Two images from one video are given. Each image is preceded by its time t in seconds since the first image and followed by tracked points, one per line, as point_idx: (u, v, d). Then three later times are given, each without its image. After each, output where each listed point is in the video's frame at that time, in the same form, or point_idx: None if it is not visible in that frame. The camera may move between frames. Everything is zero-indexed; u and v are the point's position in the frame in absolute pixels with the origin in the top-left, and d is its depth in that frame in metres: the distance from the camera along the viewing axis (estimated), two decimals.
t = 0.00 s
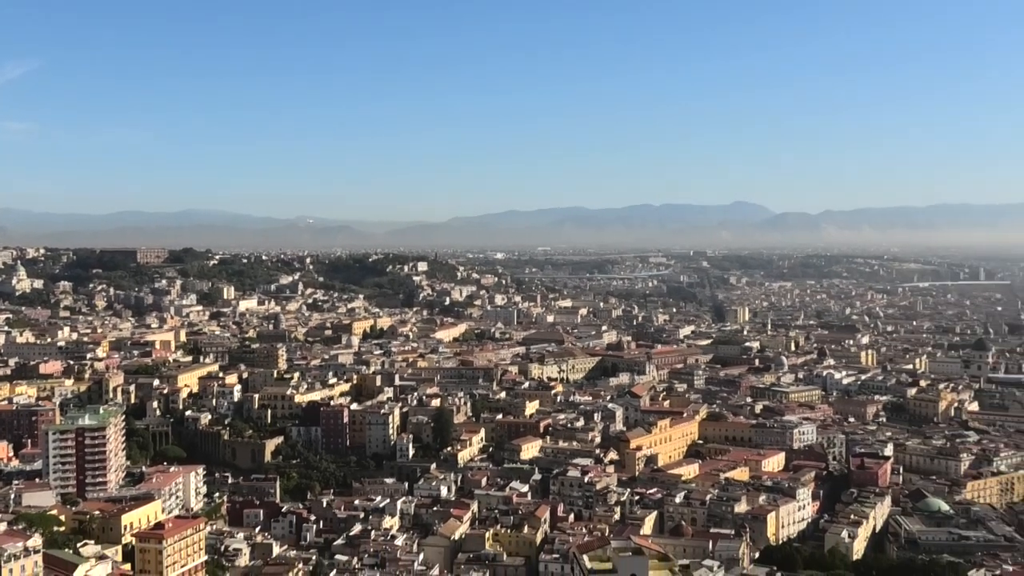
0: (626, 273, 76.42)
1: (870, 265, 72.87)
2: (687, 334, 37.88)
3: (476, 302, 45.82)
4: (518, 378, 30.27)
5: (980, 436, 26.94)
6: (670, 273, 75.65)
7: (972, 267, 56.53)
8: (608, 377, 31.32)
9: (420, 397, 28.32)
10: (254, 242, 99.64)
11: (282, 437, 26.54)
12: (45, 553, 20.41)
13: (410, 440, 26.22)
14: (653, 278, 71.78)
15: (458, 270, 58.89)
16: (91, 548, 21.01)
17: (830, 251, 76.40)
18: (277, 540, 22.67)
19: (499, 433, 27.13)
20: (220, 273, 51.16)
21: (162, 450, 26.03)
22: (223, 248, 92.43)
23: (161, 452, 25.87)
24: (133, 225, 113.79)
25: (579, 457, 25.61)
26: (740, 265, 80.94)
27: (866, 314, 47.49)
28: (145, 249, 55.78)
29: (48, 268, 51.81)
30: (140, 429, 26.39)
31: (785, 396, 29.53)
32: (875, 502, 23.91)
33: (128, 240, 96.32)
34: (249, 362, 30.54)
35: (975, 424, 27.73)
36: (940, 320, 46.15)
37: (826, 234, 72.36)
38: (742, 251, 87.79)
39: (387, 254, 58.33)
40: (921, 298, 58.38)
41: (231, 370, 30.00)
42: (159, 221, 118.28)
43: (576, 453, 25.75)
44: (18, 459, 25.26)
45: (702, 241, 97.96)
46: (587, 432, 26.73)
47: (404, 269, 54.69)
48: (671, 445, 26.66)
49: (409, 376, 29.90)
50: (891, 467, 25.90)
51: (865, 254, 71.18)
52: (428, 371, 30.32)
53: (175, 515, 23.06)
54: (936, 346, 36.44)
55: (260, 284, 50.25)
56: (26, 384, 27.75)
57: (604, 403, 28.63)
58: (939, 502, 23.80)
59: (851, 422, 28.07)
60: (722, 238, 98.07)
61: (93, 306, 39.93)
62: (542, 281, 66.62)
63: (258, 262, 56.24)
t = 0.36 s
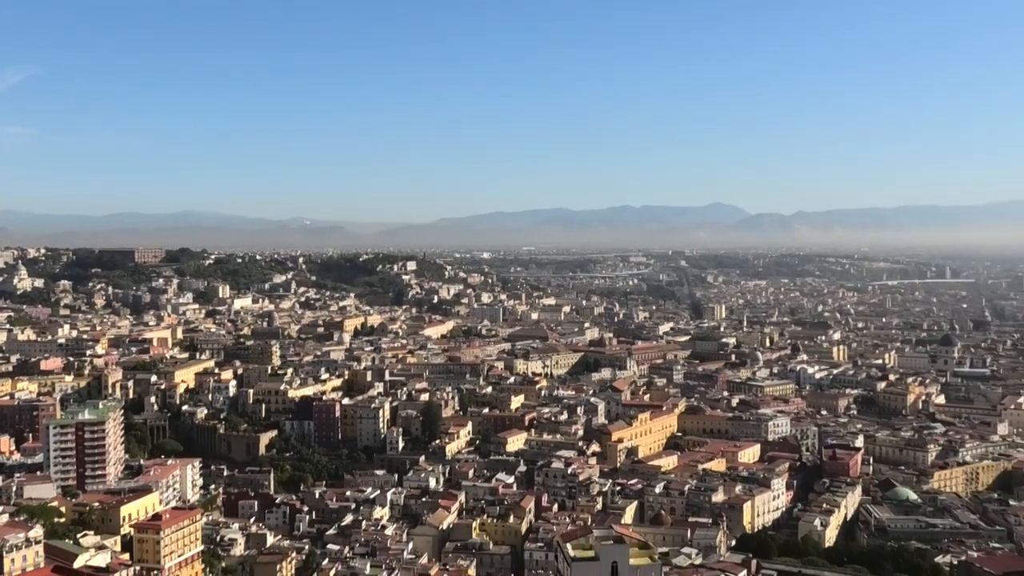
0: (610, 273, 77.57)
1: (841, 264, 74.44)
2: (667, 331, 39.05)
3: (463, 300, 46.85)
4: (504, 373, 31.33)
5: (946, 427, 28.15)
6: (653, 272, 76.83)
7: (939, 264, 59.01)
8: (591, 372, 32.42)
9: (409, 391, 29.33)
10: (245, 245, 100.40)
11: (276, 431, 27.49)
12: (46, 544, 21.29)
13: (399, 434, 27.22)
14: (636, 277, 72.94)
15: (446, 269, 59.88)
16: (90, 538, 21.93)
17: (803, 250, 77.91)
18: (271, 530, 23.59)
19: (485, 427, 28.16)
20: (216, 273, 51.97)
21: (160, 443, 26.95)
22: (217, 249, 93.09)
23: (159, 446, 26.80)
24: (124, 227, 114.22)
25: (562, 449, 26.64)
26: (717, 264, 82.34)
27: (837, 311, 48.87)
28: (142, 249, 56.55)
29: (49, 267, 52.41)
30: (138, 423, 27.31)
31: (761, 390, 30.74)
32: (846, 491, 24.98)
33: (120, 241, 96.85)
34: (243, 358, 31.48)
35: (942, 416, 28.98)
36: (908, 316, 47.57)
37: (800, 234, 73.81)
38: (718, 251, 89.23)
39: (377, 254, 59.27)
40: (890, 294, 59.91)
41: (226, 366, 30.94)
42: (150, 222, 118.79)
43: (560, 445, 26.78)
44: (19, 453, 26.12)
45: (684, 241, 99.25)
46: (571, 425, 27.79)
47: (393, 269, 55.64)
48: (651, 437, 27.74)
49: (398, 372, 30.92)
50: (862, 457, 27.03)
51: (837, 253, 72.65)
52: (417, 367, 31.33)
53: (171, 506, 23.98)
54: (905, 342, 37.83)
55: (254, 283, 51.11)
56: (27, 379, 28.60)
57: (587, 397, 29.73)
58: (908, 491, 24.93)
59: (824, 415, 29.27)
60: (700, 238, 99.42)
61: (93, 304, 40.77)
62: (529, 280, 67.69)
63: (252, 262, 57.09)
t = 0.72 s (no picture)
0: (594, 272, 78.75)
1: (813, 264, 76.07)
2: (648, 328, 40.22)
3: (452, 298, 47.89)
4: (491, 368, 32.39)
5: (914, 420, 29.37)
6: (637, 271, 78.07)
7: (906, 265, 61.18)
8: (575, 368, 33.52)
9: (399, 386, 30.36)
10: (237, 246, 101.25)
11: (270, 425, 28.46)
12: (47, 534, 22.17)
13: (390, 427, 28.22)
14: (619, 276, 74.17)
15: (435, 268, 60.89)
16: (89, 529, 22.83)
17: (779, 250, 79.47)
18: (266, 520, 24.51)
19: (473, 420, 29.21)
20: (212, 271, 52.81)
21: (158, 437, 27.89)
22: (212, 249, 93.97)
23: (157, 439, 27.74)
24: (116, 229, 114.78)
25: (547, 441, 27.68)
26: (696, 264, 83.81)
27: (810, 309, 50.28)
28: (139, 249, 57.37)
29: (48, 266, 53.19)
30: (137, 418, 28.23)
31: (737, 384, 31.97)
32: (819, 481, 26.07)
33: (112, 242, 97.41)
34: (238, 354, 32.44)
35: (910, 410, 30.21)
36: (878, 314, 49.03)
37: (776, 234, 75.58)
38: (698, 251, 90.69)
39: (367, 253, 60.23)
40: (860, 294, 61.55)
41: (222, 362, 31.89)
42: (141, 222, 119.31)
43: (545, 437, 27.83)
44: (21, 446, 27.00)
45: (666, 241, 100.64)
46: (555, 419, 28.86)
47: (384, 268, 56.63)
48: (632, 430, 28.84)
49: (389, 367, 31.94)
50: (834, 449, 28.18)
51: (812, 253, 74.21)
52: (407, 363, 32.37)
53: (169, 498, 24.89)
54: (875, 338, 39.24)
55: (249, 281, 51.99)
56: (29, 375, 29.48)
57: (571, 392, 30.84)
58: (877, 481, 25.99)
59: (798, 409, 30.47)
60: (679, 238, 100.91)
61: (92, 302, 41.61)
62: (515, 279, 68.75)
63: (246, 261, 58.01)
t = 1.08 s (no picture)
0: (579, 271, 79.92)
1: (789, 264, 77.59)
2: (630, 325, 41.40)
3: (441, 296, 48.95)
4: (479, 364, 33.49)
5: (885, 414, 30.61)
6: (620, 270, 79.29)
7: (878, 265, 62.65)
8: (560, 363, 34.66)
9: (390, 381, 31.42)
10: (229, 246, 102.03)
11: (265, 419, 29.45)
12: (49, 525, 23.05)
13: (381, 421, 29.25)
14: (603, 275, 75.39)
15: (424, 267, 61.92)
16: (90, 519, 23.71)
17: (755, 250, 80.92)
18: (261, 511, 25.45)
19: (461, 414, 30.28)
20: (208, 271, 53.64)
21: (156, 430, 28.84)
22: (206, 249, 94.77)
23: (155, 432, 28.68)
24: (106, 231, 115.21)
25: (533, 434, 28.75)
26: (677, 264, 85.17)
27: (785, 306, 51.67)
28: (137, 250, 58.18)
29: (49, 265, 53.97)
30: (136, 412, 29.17)
31: (716, 379, 33.23)
32: (794, 472, 27.18)
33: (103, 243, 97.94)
34: (234, 351, 33.44)
35: (881, 404, 31.47)
36: (851, 312, 50.48)
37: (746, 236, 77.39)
38: (678, 251, 92.08)
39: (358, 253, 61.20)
40: (833, 292, 63.11)
41: (218, 358, 32.88)
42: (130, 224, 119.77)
43: (531, 431, 28.89)
44: (23, 440, 27.88)
45: (649, 241, 101.97)
46: (541, 413, 29.95)
47: (375, 267, 57.62)
48: (615, 423, 29.98)
49: (380, 363, 32.99)
50: (808, 441, 29.35)
51: (787, 254, 75.79)
52: (397, 359, 33.44)
53: (168, 490, 25.86)
54: (847, 335, 40.64)
55: (245, 280, 52.87)
56: (31, 371, 30.39)
57: (556, 387, 31.95)
58: (849, 471, 27.09)
59: (774, 403, 31.68)
60: (660, 238, 102.33)
61: (92, 300, 42.46)
62: (503, 278, 69.87)
63: (240, 261, 58.88)
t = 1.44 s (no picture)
0: (564, 270, 81.29)
1: (765, 263, 79.02)
2: (614, 322, 42.66)
3: (430, 295, 50.12)
4: (468, 361, 34.64)
5: (857, 407, 31.89)
6: (604, 270, 80.66)
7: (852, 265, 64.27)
8: (546, 359, 35.84)
9: (382, 377, 32.59)
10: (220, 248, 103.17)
11: (261, 414, 30.49)
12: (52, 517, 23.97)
13: (374, 415, 30.33)
14: (587, 274, 76.77)
15: (414, 267, 63.07)
16: (91, 512, 24.58)
17: (733, 250, 82.33)
18: (257, 503, 26.42)
19: (450, 408, 31.38)
20: (206, 270, 54.55)
21: (155, 425, 29.84)
22: (197, 249, 95.59)
23: (154, 427, 29.67)
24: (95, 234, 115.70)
25: (520, 428, 29.84)
26: (658, 264, 86.62)
27: (763, 304, 53.11)
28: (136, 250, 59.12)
29: (51, 266, 54.80)
30: (135, 408, 30.15)
31: (695, 374, 34.48)
32: (770, 463, 28.31)
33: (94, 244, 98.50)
34: (231, 348, 34.52)
35: (853, 397, 32.76)
36: (824, 309, 51.94)
37: (725, 236, 79.00)
38: (660, 251, 93.60)
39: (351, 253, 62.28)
40: (808, 291, 64.66)
41: (215, 355, 33.97)
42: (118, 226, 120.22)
43: (518, 424, 30.01)
44: (26, 435, 28.82)
45: (632, 241, 103.42)
46: (527, 407, 31.09)
47: (367, 267, 58.73)
48: (599, 417, 31.13)
49: (372, 360, 34.10)
50: (784, 433, 30.56)
51: (765, 253, 77.38)
52: (389, 355, 34.58)
53: (166, 483, 26.81)
54: (821, 331, 42.01)
55: (241, 279, 53.83)
56: (34, 368, 31.36)
57: (542, 382, 33.12)
58: (823, 462, 28.22)
59: (751, 396, 32.94)
60: (642, 239, 103.85)
61: (92, 299, 43.44)
62: (491, 277, 71.11)
63: (236, 260, 59.88)
